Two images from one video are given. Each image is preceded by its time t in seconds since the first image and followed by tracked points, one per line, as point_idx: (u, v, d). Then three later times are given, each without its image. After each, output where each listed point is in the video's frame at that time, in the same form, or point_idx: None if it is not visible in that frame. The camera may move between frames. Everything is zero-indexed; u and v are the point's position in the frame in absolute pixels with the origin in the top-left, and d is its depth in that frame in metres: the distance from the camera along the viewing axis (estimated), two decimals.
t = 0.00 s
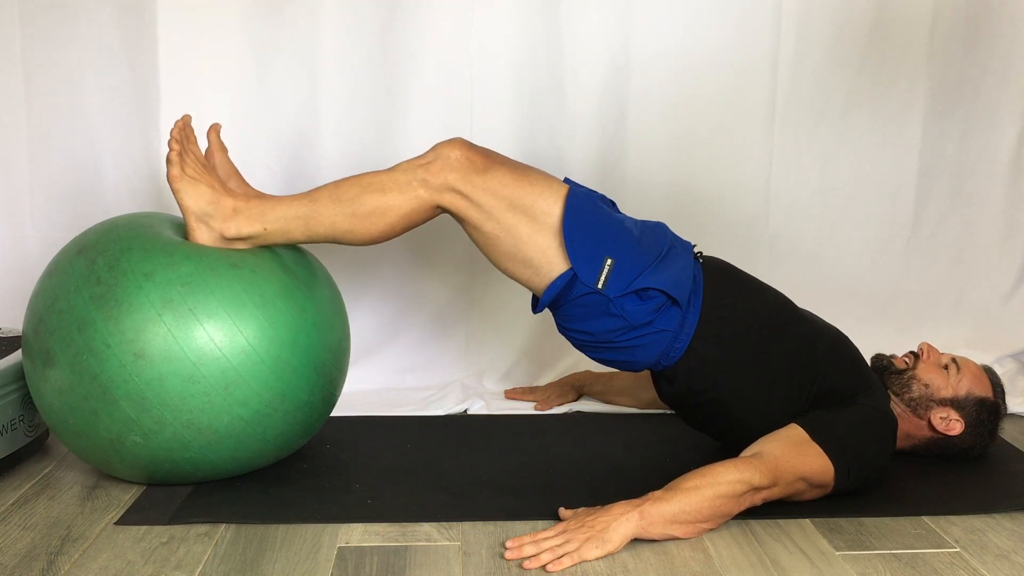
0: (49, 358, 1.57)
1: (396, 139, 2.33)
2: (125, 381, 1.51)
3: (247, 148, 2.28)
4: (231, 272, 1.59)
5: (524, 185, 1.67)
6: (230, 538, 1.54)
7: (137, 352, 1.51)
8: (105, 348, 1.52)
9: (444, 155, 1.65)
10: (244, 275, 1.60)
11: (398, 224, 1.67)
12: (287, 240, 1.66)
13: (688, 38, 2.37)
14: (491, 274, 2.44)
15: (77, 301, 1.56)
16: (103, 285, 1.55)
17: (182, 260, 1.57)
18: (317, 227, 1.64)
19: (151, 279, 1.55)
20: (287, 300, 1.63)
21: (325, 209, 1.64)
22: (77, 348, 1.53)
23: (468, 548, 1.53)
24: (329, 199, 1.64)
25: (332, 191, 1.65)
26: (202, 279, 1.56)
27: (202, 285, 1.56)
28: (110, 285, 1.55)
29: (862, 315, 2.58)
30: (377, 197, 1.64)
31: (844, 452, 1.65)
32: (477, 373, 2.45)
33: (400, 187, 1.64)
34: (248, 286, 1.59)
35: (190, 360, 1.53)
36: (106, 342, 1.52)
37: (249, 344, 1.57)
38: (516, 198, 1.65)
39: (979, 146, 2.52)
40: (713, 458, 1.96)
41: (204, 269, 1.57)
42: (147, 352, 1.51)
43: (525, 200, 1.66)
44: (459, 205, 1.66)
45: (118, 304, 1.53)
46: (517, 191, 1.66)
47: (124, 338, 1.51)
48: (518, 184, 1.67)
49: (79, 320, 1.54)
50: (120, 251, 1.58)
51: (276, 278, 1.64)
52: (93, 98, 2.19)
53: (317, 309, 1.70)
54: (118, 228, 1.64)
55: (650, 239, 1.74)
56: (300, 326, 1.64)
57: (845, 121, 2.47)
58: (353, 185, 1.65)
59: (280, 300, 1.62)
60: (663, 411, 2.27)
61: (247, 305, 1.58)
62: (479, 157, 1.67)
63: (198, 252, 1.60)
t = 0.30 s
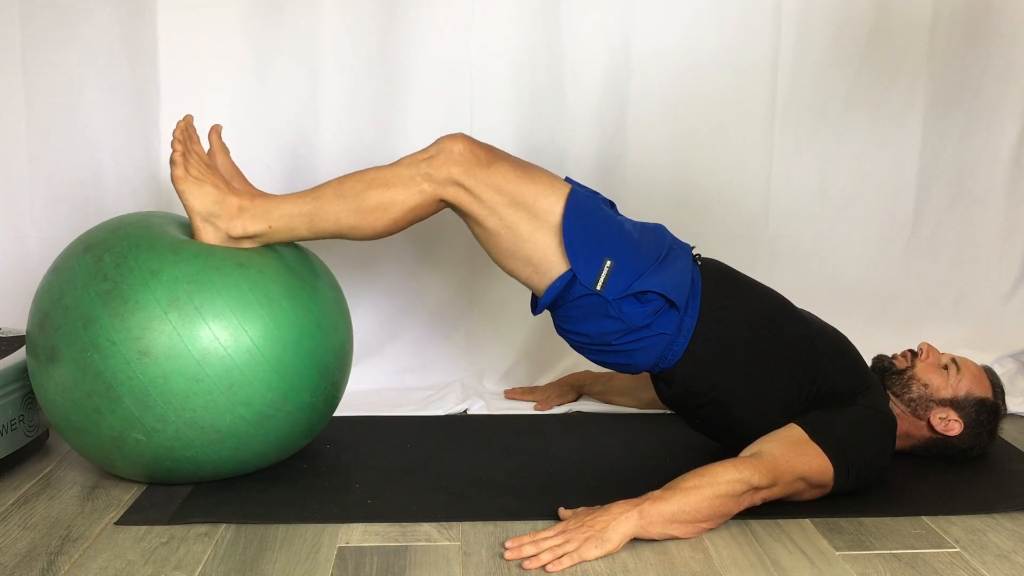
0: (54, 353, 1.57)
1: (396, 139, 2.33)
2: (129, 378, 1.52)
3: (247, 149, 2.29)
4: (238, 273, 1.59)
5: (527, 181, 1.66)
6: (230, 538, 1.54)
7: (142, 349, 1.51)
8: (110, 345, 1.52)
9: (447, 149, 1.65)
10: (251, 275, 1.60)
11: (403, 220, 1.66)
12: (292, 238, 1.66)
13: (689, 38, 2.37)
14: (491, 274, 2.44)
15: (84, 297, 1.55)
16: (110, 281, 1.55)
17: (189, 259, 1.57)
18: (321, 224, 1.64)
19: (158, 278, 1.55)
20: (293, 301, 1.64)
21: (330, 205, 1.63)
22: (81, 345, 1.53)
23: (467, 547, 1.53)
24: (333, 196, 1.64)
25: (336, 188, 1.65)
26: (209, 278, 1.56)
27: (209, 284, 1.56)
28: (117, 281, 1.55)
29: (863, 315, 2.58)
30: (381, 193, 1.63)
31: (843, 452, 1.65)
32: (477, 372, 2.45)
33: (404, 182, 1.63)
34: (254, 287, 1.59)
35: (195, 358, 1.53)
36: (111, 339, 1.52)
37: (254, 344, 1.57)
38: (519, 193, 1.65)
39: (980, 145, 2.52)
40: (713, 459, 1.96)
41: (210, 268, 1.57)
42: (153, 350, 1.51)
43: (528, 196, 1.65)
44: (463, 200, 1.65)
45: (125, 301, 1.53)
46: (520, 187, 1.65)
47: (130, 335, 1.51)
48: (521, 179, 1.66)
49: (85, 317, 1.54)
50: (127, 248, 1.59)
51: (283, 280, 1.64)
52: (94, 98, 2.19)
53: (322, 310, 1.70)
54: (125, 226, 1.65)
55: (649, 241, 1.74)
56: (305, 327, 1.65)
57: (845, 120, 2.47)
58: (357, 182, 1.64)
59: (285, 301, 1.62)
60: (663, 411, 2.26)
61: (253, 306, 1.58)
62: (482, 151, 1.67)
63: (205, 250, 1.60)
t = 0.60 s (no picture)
0: (75, 344, 1.56)
1: (395, 138, 2.32)
2: (150, 379, 1.51)
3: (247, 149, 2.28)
4: (270, 286, 1.59)
5: (550, 157, 1.64)
6: (230, 538, 1.54)
7: (167, 353, 1.51)
8: (134, 345, 1.51)
9: (469, 119, 1.62)
10: (283, 290, 1.60)
11: (430, 195, 1.64)
12: (325, 230, 1.65)
13: (688, 38, 2.37)
14: (492, 274, 2.44)
15: (113, 292, 1.54)
16: (141, 280, 1.54)
17: (222, 266, 1.57)
18: (351, 208, 1.62)
19: (190, 282, 1.54)
20: (320, 319, 1.64)
21: (358, 188, 1.61)
22: (105, 340, 1.53)
23: (467, 547, 1.52)
24: (359, 179, 1.62)
25: (362, 171, 1.62)
26: (241, 288, 1.56)
27: (240, 294, 1.56)
28: (148, 281, 1.54)
29: (862, 315, 2.58)
30: (407, 170, 1.61)
31: (844, 452, 1.65)
32: (478, 372, 2.44)
33: (429, 158, 1.61)
34: (285, 302, 1.60)
35: (218, 368, 1.53)
36: (136, 339, 1.51)
37: (277, 360, 1.57)
38: (542, 167, 1.62)
39: (979, 146, 2.52)
40: (713, 458, 1.96)
41: (241, 276, 1.57)
42: (177, 355, 1.51)
43: (550, 172, 1.63)
44: (488, 171, 1.62)
45: (155, 302, 1.53)
46: (542, 159, 1.63)
47: (157, 338, 1.51)
48: (543, 152, 1.64)
49: (112, 312, 1.53)
50: (160, 247, 1.58)
51: (312, 296, 1.64)
52: (93, 98, 2.19)
53: (346, 330, 1.70)
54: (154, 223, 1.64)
55: (662, 230, 1.73)
56: (327, 345, 1.65)
57: (845, 121, 2.47)
58: (381, 162, 1.62)
59: (312, 319, 1.63)
60: (663, 411, 2.26)
61: (281, 321, 1.58)
62: (504, 122, 1.64)
63: (238, 258, 1.60)
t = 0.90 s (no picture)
0: (105, 333, 1.55)
1: (395, 137, 2.32)
2: (176, 381, 1.51)
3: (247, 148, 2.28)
4: (309, 306, 1.59)
5: (570, 140, 1.63)
6: (230, 538, 1.54)
7: (197, 360, 1.51)
8: (166, 346, 1.51)
9: (491, 97, 1.61)
10: (321, 311, 1.61)
11: (460, 178, 1.63)
12: (364, 230, 1.64)
13: (688, 38, 2.37)
14: (492, 273, 2.44)
15: (153, 288, 1.54)
16: (182, 282, 1.54)
17: (265, 278, 1.57)
18: (385, 203, 1.60)
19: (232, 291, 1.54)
20: (351, 345, 1.65)
21: (389, 181, 1.60)
22: (136, 335, 1.52)
23: (467, 547, 1.52)
24: (388, 172, 1.61)
25: (390, 164, 1.61)
26: (280, 303, 1.56)
27: (278, 310, 1.56)
28: (189, 284, 1.53)
29: (863, 315, 2.57)
30: (435, 156, 1.60)
31: (844, 452, 1.65)
32: (478, 372, 2.44)
33: (455, 142, 1.60)
34: (321, 324, 1.60)
35: (245, 381, 1.53)
36: (168, 341, 1.51)
37: (305, 381, 1.58)
38: (563, 148, 1.62)
39: (980, 145, 2.52)
40: (713, 459, 1.96)
41: (281, 291, 1.57)
42: (207, 363, 1.51)
43: (570, 154, 1.62)
44: (512, 150, 1.61)
45: (194, 306, 1.52)
46: (563, 142, 1.62)
47: (191, 342, 1.51)
48: (563, 133, 1.63)
49: (148, 309, 1.53)
50: (205, 250, 1.58)
51: (347, 321, 1.65)
52: (93, 98, 2.19)
53: (374, 357, 1.71)
54: (193, 226, 1.63)
55: (672, 225, 1.74)
56: (354, 370, 1.66)
57: (845, 120, 2.47)
58: (408, 152, 1.61)
59: (344, 344, 1.63)
60: (663, 411, 2.26)
61: (315, 343, 1.59)
62: (525, 98, 1.63)
63: (280, 270, 1.60)
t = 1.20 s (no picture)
0: (144, 321, 1.54)
1: (395, 137, 2.32)
2: (205, 385, 1.51)
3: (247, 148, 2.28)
4: (351, 334, 1.59)
5: (591, 127, 1.62)
6: (230, 538, 1.53)
7: (232, 369, 1.51)
8: (203, 349, 1.51)
9: (513, 79, 1.61)
10: (361, 341, 1.61)
11: (491, 165, 1.63)
12: (406, 235, 1.65)
13: (688, 38, 2.37)
14: (493, 273, 2.44)
15: (202, 287, 1.53)
16: (233, 288, 1.53)
17: (314, 298, 1.57)
18: (422, 202, 1.61)
19: (280, 306, 1.53)
20: (382, 378, 1.65)
21: (424, 178, 1.61)
22: (176, 330, 1.52)
23: (467, 547, 1.52)
24: (422, 169, 1.62)
25: (423, 161, 1.63)
26: (325, 328, 1.56)
27: (321, 334, 1.56)
28: (239, 292, 1.53)
29: (863, 315, 2.57)
30: (464, 145, 1.60)
31: (845, 452, 1.65)
32: (478, 372, 2.44)
33: (482, 128, 1.60)
34: (359, 354, 1.60)
35: (274, 399, 1.53)
36: (206, 344, 1.51)
37: (332, 408, 1.58)
38: (585, 134, 1.61)
39: (979, 145, 2.52)
40: (714, 459, 1.96)
41: (327, 315, 1.57)
42: (240, 374, 1.51)
43: (590, 141, 1.61)
44: (537, 132, 1.60)
45: (240, 315, 1.52)
46: (585, 128, 1.61)
47: (230, 351, 1.51)
48: (585, 119, 1.62)
49: (194, 309, 1.52)
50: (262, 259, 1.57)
51: (384, 353, 1.65)
52: (94, 98, 2.18)
53: (400, 390, 1.72)
54: (254, 229, 1.64)
55: (681, 222, 1.74)
56: (379, 402, 1.67)
57: (845, 120, 2.47)
58: (439, 145, 1.62)
59: (376, 377, 1.64)
60: (663, 411, 2.26)
61: (349, 373, 1.59)
62: (547, 79, 1.63)
63: (331, 292, 1.60)
